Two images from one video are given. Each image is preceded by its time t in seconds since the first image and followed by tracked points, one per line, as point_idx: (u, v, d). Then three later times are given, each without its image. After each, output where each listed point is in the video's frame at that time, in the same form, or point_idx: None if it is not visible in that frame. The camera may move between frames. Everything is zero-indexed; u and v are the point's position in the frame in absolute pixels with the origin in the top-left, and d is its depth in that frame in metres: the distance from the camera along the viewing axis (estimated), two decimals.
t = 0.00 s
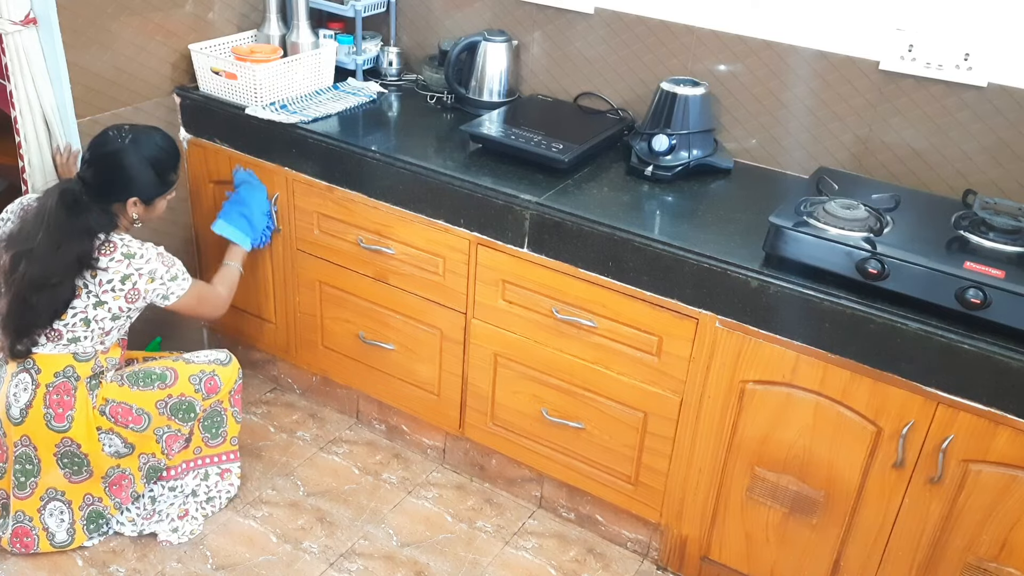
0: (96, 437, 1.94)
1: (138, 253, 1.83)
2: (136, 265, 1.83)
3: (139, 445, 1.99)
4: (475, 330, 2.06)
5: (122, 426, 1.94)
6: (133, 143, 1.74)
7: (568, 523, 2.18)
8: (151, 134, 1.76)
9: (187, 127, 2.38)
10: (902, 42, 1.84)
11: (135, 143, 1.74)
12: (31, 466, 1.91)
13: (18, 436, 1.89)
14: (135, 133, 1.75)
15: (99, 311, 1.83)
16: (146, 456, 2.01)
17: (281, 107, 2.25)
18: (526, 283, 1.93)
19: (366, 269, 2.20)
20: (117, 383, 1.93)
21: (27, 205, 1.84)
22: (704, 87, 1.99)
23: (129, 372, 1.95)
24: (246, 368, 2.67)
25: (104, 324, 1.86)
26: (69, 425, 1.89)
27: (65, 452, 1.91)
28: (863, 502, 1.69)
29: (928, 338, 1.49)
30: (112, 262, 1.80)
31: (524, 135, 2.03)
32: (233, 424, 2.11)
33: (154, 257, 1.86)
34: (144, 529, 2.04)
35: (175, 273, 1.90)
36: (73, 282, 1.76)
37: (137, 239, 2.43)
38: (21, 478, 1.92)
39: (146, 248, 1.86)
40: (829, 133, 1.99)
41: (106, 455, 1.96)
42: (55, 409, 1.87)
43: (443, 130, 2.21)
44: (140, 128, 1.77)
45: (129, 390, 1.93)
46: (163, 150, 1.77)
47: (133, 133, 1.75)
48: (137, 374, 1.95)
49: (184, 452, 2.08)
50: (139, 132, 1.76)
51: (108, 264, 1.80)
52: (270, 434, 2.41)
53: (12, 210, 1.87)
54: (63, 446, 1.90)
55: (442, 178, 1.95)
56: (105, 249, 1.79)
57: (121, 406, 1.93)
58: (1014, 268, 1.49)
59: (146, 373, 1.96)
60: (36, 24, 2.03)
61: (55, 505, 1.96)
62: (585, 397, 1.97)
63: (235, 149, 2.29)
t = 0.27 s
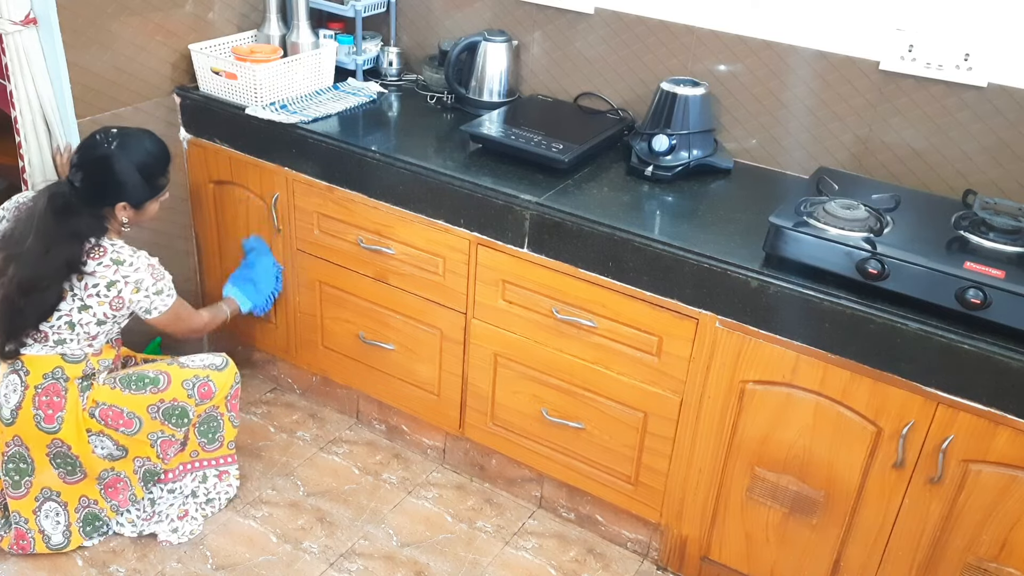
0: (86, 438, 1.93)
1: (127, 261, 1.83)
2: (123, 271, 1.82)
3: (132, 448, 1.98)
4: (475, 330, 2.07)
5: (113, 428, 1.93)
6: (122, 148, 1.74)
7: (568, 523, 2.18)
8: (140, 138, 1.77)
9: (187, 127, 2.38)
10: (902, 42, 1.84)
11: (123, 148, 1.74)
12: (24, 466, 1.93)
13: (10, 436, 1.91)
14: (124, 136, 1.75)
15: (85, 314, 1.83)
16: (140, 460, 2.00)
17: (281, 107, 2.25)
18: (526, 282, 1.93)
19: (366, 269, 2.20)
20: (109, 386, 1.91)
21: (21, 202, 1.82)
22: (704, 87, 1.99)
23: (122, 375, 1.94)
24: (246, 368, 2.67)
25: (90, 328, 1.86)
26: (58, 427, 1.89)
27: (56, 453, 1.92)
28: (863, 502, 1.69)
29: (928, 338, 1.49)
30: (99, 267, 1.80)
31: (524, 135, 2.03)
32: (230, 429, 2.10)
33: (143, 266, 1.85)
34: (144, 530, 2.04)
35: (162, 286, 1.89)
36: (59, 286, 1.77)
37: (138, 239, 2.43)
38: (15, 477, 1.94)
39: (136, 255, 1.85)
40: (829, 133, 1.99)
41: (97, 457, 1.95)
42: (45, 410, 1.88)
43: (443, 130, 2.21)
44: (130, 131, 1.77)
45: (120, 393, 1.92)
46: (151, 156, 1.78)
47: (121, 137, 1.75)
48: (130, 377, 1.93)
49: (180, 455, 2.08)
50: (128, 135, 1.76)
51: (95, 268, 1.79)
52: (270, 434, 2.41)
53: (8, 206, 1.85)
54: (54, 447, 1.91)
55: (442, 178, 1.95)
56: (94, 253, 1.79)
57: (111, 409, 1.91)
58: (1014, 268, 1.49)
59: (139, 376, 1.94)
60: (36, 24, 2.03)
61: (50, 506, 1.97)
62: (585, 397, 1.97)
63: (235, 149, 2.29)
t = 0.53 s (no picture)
0: (70, 441, 1.92)
1: (114, 259, 1.83)
2: (110, 269, 1.82)
3: (117, 451, 1.98)
4: (475, 330, 2.06)
5: (97, 433, 1.92)
6: (110, 148, 1.74)
7: (568, 523, 2.18)
8: (129, 139, 1.77)
9: (187, 127, 2.38)
10: (902, 42, 1.84)
11: (112, 148, 1.74)
12: (12, 465, 1.93)
13: None
14: (112, 137, 1.76)
15: (73, 312, 1.83)
16: (129, 462, 2.01)
17: (281, 107, 2.25)
18: (526, 283, 1.93)
19: (366, 269, 2.20)
20: (94, 390, 1.91)
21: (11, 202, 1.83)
22: (703, 87, 1.99)
23: (108, 380, 1.93)
24: (246, 368, 2.67)
25: (78, 327, 1.86)
26: (43, 427, 1.89)
27: (42, 452, 1.92)
28: (863, 502, 1.69)
29: (928, 338, 1.49)
30: (86, 265, 1.80)
31: (524, 135, 2.03)
32: (222, 433, 2.09)
33: (131, 263, 1.85)
34: (144, 530, 2.04)
35: (151, 281, 1.89)
36: (46, 284, 1.77)
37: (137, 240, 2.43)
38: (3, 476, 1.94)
39: (124, 253, 1.85)
40: (829, 133, 1.99)
41: (84, 457, 1.95)
42: (28, 411, 1.87)
43: (443, 130, 2.21)
44: (119, 131, 1.78)
45: (105, 399, 1.91)
46: (141, 157, 1.78)
47: (109, 135, 1.76)
48: (115, 383, 1.92)
49: (173, 458, 2.06)
50: (118, 136, 1.76)
51: (82, 267, 1.79)
52: (270, 434, 2.41)
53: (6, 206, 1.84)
54: (39, 446, 1.91)
55: (442, 178, 1.95)
56: (81, 251, 1.79)
57: (95, 414, 1.90)
58: (1014, 268, 1.49)
59: (124, 382, 1.93)
60: (36, 24, 2.03)
61: (41, 505, 1.97)
62: (585, 397, 1.97)
63: (235, 149, 2.29)
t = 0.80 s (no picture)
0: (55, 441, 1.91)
1: (102, 258, 1.82)
2: (96, 268, 1.82)
3: (104, 456, 1.96)
4: (475, 330, 2.06)
5: (83, 437, 1.92)
6: (100, 147, 1.74)
7: (568, 523, 2.18)
8: (120, 139, 1.76)
9: (187, 127, 2.38)
10: (902, 42, 1.84)
11: (101, 147, 1.74)
12: None
13: None
14: (103, 136, 1.76)
15: (55, 309, 1.82)
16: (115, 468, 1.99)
17: (281, 107, 2.25)
18: (526, 283, 1.93)
19: (366, 269, 2.20)
20: (82, 394, 1.91)
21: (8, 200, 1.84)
22: (703, 87, 1.99)
23: (98, 383, 1.92)
24: (246, 368, 2.67)
25: (61, 325, 1.85)
26: (25, 426, 1.88)
27: (25, 450, 1.91)
28: (863, 502, 1.69)
29: (928, 338, 1.49)
30: (73, 262, 1.80)
31: (524, 135, 2.03)
32: (213, 439, 2.04)
33: (119, 264, 1.84)
34: (138, 530, 2.04)
35: (139, 285, 1.88)
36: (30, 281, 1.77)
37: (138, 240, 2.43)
38: None
39: (113, 253, 1.85)
40: (829, 133, 1.99)
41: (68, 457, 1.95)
42: (10, 408, 1.86)
43: (443, 130, 2.21)
44: (113, 131, 1.78)
45: (94, 402, 1.91)
46: (132, 158, 1.77)
47: (101, 135, 1.76)
48: (104, 387, 1.92)
49: (165, 462, 2.02)
50: (109, 136, 1.76)
51: (69, 263, 1.80)
52: (270, 434, 2.41)
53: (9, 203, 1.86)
54: (21, 444, 1.90)
55: (442, 178, 1.95)
56: (70, 248, 1.80)
57: (83, 417, 1.90)
58: (1014, 269, 1.49)
59: (114, 386, 1.92)
60: (36, 24, 2.03)
61: (26, 500, 1.98)
62: (585, 397, 1.97)
63: (235, 149, 2.29)
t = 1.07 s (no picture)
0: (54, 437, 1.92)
1: (112, 252, 1.84)
2: (107, 262, 1.83)
3: (100, 462, 1.95)
4: (475, 330, 2.06)
5: (81, 439, 1.91)
6: (118, 142, 1.75)
7: (568, 523, 2.18)
8: (137, 135, 1.78)
9: (187, 127, 2.38)
10: (902, 43, 1.84)
11: (120, 142, 1.76)
12: None
13: None
14: (121, 132, 1.77)
15: (68, 303, 1.84)
16: (107, 476, 1.97)
17: (281, 107, 2.25)
18: (526, 283, 1.93)
19: (366, 270, 2.20)
20: (86, 396, 1.92)
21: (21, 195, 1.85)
22: (703, 87, 1.99)
23: (102, 389, 1.93)
24: (246, 368, 2.67)
25: (73, 318, 1.86)
26: (26, 419, 1.89)
27: (22, 444, 1.92)
28: (863, 503, 1.69)
29: (928, 338, 1.49)
30: (84, 256, 1.81)
31: (524, 135, 2.03)
32: (205, 454, 2.05)
33: (129, 257, 1.86)
34: (132, 529, 2.05)
35: (151, 275, 1.90)
36: (42, 274, 1.78)
37: (137, 240, 2.43)
38: None
39: (124, 246, 1.86)
40: (829, 133, 1.99)
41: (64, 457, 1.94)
42: (13, 401, 1.88)
43: (443, 130, 2.21)
44: (130, 127, 1.79)
45: (95, 406, 1.91)
46: (150, 155, 1.79)
47: (118, 130, 1.77)
48: (108, 393, 1.93)
49: (158, 468, 2.02)
50: (128, 132, 1.77)
51: (79, 258, 1.81)
52: (270, 434, 2.41)
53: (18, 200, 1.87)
54: (19, 437, 1.91)
55: (442, 178, 1.95)
56: (81, 242, 1.80)
57: (82, 419, 1.90)
58: (1014, 269, 1.49)
59: (118, 393, 1.93)
60: (36, 24, 2.03)
61: (16, 496, 1.97)
62: (585, 397, 1.97)
63: (235, 149, 2.29)
